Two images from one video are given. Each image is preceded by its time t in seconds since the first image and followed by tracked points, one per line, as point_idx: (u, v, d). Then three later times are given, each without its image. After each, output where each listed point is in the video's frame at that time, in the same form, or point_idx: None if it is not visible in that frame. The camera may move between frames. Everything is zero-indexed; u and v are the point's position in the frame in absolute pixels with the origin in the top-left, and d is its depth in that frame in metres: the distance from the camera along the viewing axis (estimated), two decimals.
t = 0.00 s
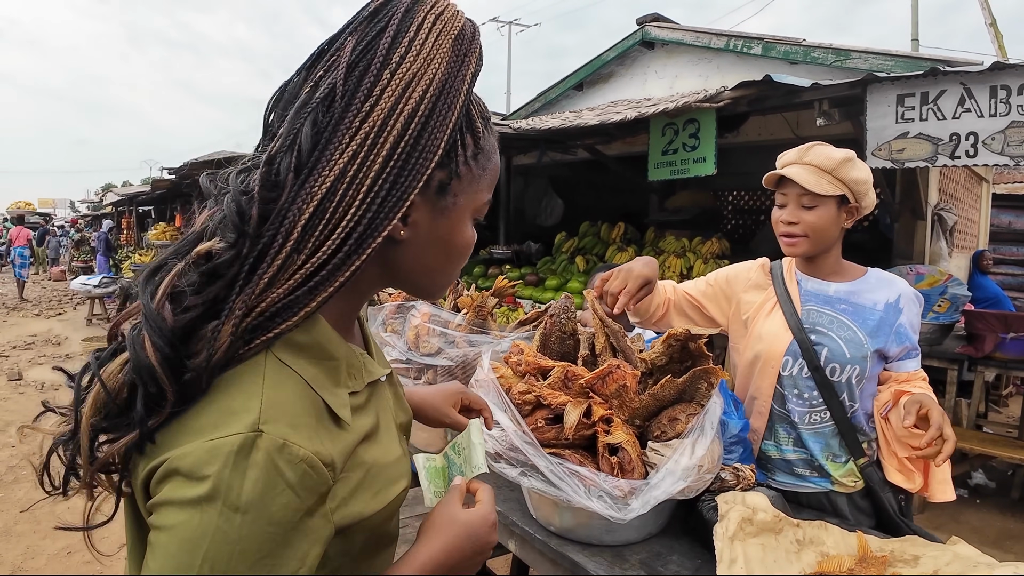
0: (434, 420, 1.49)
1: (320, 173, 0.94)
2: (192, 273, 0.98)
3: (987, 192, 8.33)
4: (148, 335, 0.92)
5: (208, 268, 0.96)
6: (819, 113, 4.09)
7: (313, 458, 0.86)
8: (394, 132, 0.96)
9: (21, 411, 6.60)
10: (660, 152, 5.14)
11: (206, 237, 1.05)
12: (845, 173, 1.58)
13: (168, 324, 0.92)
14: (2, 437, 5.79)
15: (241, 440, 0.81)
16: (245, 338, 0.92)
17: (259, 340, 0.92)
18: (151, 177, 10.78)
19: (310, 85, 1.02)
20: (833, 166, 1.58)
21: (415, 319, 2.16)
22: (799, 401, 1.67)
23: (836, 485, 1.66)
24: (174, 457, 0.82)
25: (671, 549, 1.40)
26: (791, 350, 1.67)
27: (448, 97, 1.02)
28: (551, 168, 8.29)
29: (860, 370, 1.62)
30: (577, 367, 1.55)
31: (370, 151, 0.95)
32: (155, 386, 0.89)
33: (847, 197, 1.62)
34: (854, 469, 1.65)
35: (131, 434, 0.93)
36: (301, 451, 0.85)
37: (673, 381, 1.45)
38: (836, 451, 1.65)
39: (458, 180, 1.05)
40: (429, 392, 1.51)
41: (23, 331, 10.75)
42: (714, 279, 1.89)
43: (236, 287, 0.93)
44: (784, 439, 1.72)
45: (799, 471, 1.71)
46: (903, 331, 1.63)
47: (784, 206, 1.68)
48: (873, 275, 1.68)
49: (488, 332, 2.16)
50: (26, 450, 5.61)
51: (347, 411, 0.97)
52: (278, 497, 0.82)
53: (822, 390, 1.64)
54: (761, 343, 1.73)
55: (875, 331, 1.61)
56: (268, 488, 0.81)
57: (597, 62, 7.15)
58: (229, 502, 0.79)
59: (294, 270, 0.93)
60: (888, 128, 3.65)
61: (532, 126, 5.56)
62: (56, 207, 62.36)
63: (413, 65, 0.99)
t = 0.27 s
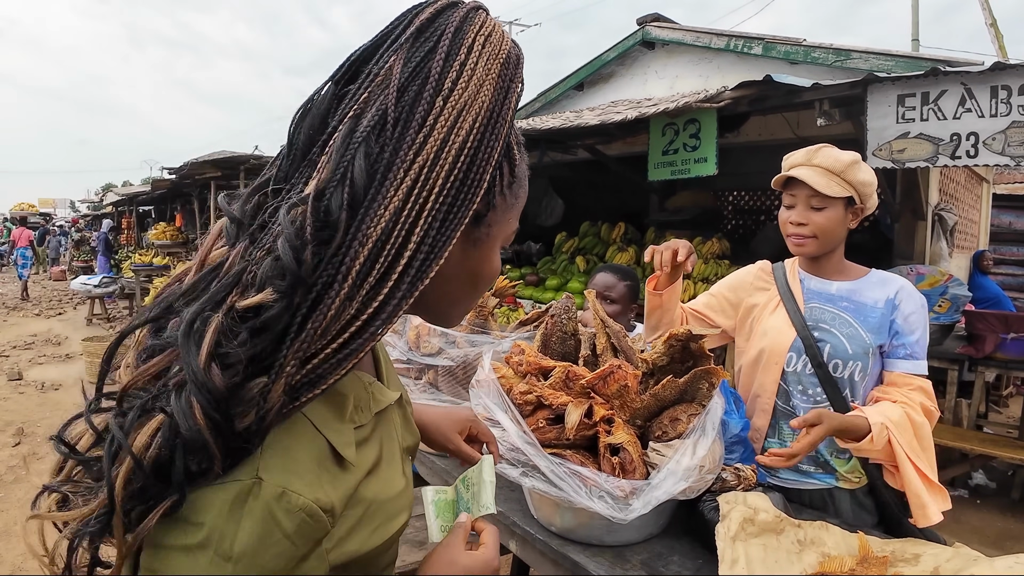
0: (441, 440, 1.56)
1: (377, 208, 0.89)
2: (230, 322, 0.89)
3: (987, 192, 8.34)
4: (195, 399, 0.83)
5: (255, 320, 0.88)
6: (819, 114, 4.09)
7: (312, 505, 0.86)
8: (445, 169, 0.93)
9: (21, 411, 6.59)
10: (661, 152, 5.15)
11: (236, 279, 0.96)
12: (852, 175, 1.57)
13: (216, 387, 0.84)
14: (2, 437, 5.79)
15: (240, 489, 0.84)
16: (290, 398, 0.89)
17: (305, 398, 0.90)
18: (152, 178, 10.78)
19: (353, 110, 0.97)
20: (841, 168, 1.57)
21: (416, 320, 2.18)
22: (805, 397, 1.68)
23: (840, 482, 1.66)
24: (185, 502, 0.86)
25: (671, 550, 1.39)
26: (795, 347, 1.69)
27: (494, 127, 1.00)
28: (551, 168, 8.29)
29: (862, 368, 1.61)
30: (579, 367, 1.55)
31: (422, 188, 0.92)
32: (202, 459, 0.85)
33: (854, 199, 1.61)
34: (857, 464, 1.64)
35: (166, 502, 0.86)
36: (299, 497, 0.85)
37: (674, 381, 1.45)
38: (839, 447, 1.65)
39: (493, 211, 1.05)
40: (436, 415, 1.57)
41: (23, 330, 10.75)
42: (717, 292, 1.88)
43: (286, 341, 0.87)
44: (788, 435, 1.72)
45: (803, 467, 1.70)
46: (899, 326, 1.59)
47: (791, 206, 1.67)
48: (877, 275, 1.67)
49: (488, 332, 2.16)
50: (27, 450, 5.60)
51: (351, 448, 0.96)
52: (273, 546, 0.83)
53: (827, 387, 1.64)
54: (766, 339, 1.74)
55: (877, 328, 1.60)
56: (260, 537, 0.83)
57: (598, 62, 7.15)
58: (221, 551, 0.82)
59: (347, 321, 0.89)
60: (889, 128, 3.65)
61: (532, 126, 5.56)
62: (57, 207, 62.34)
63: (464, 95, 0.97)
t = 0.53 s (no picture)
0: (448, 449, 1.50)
1: (406, 224, 0.90)
2: (282, 357, 0.87)
3: (988, 193, 8.35)
4: (268, 441, 0.82)
5: (309, 353, 0.86)
6: (819, 115, 4.11)
7: (320, 524, 0.90)
8: (463, 176, 0.94)
9: (23, 411, 6.60)
10: (662, 153, 5.16)
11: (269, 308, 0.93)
12: (863, 180, 1.58)
13: (287, 426, 0.82)
14: (3, 437, 5.80)
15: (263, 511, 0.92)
16: (346, 430, 0.89)
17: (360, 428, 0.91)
18: (153, 178, 10.79)
19: (365, 122, 0.96)
20: (852, 172, 1.58)
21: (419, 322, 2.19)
22: (796, 399, 1.69)
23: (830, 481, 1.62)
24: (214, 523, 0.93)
25: (674, 550, 1.40)
26: (786, 347, 1.70)
27: (502, 127, 1.01)
28: (552, 169, 8.30)
29: (845, 369, 1.61)
30: (583, 369, 1.55)
31: (445, 199, 0.92)
32: (280, 507, 0.85)
33: (863, 204, 1.62)
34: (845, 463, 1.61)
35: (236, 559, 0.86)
36: (308, 512, 0.90)
37: (677, 383, 1.46)
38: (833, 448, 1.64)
39: (502, 212, 1.06)
40: (443, 423, 1.52)
41: (24, 330, 10.75)
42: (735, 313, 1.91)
43: (339, 371, 0.86)
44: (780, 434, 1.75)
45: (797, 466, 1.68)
46: (889, 324, 1.57)
47: (801, 206, 1.68)
48: (881, 281, 1.64)
49: (491, 334, 2.18)
50: (28, 450, 5.61)
51: (358, 462, 0.98)
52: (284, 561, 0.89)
53: (817, 389, 1.65)
54: (758, 340, 1.75)
55: (865, 332, 1.59)
56: (270, 559, 0.89)
57: (598, 63, 7.16)
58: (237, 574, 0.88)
59: (391, 340, 0.89)
60: (890, 129, 3.66)
61: (534, 127, 5.57)
62: (57, 206, 62.34)
63: (474, 99, 0.97)
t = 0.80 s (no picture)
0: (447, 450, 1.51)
1: (404, 225, 0.90)
2: (278, 364, 0.87)
3: (988, 193, 8.34)
4: (266, 453, 0.82)
5: (306, 360, 0.85)
6: (820, 116, 4.11)
7: (326, 537, 0.91)
8: (459, 178, 0.95)
9: (24, 411, 6.61)
10: (662, 154, 5.16)
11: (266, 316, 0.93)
12: (866, 183, 1.58)
13: (286, 436, 0.82)
14: (4, 438, 5.80)
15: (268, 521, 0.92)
16: (347, 441, 0.90)
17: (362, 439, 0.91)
18: (153, 178, 10.79)
19: (359, 126, 0.97)
20: (856, 175, 1.57)
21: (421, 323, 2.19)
22: (786, 404, 1.68)
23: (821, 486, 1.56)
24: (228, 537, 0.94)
25: (674, 551, 1.40)
26: (777, 350, 1.70)
27: (497, 128, 1.01)
28: (552, 169, 8.31)
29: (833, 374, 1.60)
30: (583, 370, 1.54)
31: (440, 202, 0.93)
32: (280, 519, 0.85)
33: (864, 208, 1.62)
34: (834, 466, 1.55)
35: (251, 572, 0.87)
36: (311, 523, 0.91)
37: (677, 385, 1.47)
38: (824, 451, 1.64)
39: (501, 214, 1.06)
40: (444, 426, 1.53)
41: (24, 331, 10.75)
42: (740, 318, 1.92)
43: (338, 378, 0.86)
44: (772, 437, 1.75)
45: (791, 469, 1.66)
46: (877, 329, 1.56)
47: (802, 206, 1.68)
48: (876, 284, 1.62)
49: (493, 335, 2.18)
50: (30, 450, 5.62)
51: (364, 472, 0.98)
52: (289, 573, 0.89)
53: (807, 393, 1.64)
54: (754, 343, 1.76)
55: (854, 338, 1.59)
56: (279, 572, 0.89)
57: (598, 64, 7.16)
58: None
59: (390, 345, 0.89)
60: (890, 130, 3.67)
61: (534, 128, 5.57)
62: (58, 206, 62.37)
63: (467, 101, 0.98)
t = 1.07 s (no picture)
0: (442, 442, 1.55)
1: (382, 201, 0.89)
2: (259, 344, 0.88)
3: (988, 193, 8.34)
4: (249, 433, 0.82)
5: (285, 338, 0.86)
6: (821, 116, 4.11)
7: (321, 527, 0.90)
8: (438, 156, 0.94)
9: (24, 411, 6.61)
10: (662, 154, 5.16)
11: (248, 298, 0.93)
12: (870, 185, 1.54)
13: (269, 417, 0.82)
14: (4, 437, 5.80)
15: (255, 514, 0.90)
16: (334, 426, 0.90)
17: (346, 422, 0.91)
18: (154, 178, 10.79)
19: (334, 107, 0.97)
20: (860, 177, 1.53)
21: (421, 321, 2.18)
22: (785, 407, 1.67)
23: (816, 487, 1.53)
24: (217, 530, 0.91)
25: (675, 550, 1.40)
26: (774, 355, 1.69)
27: (475, 107, 1.01)
28: (552, 169, 8.31)
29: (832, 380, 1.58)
30: (583, 369, 1.55)
31: (419, 180, 0.92)
32: (267, 501, 0.85)
33: (866, 209, 1.59)
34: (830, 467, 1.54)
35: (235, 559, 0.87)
36: (306, 514, 0.90)
37: (677, 382, 1.46)
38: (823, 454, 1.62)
39: (484, 193, 1.05)
40: (439, 420, 1.56)
41: (24, 331, 10.74)
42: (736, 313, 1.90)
43: (320, 356, 0.86)
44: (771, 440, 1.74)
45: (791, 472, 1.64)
46: (875, 333, 1.54)
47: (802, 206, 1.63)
48: (874, 285, 1.60)
49: (493, 334, 2.18)
50: (29, 450, 5.61)
51: (354, 462, 0.98)
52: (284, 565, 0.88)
53: (807, 397, 1.62)
54: (752, 345, 1.75)
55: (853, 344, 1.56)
56: (272, 564, 0.88)
57: (598, 64, 7.16)
58: None
59: (371, 324, 0.89)
60: (891, 130, 3.67)
61: (535, 127, 5.57)
62: (58, 206, 62.35)
63: (443, 78, 0.97)
